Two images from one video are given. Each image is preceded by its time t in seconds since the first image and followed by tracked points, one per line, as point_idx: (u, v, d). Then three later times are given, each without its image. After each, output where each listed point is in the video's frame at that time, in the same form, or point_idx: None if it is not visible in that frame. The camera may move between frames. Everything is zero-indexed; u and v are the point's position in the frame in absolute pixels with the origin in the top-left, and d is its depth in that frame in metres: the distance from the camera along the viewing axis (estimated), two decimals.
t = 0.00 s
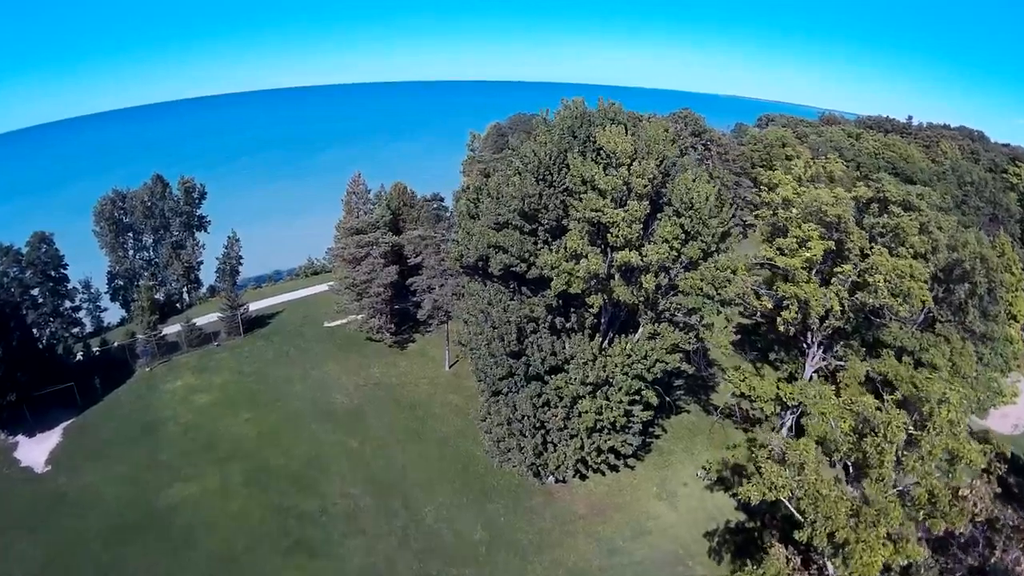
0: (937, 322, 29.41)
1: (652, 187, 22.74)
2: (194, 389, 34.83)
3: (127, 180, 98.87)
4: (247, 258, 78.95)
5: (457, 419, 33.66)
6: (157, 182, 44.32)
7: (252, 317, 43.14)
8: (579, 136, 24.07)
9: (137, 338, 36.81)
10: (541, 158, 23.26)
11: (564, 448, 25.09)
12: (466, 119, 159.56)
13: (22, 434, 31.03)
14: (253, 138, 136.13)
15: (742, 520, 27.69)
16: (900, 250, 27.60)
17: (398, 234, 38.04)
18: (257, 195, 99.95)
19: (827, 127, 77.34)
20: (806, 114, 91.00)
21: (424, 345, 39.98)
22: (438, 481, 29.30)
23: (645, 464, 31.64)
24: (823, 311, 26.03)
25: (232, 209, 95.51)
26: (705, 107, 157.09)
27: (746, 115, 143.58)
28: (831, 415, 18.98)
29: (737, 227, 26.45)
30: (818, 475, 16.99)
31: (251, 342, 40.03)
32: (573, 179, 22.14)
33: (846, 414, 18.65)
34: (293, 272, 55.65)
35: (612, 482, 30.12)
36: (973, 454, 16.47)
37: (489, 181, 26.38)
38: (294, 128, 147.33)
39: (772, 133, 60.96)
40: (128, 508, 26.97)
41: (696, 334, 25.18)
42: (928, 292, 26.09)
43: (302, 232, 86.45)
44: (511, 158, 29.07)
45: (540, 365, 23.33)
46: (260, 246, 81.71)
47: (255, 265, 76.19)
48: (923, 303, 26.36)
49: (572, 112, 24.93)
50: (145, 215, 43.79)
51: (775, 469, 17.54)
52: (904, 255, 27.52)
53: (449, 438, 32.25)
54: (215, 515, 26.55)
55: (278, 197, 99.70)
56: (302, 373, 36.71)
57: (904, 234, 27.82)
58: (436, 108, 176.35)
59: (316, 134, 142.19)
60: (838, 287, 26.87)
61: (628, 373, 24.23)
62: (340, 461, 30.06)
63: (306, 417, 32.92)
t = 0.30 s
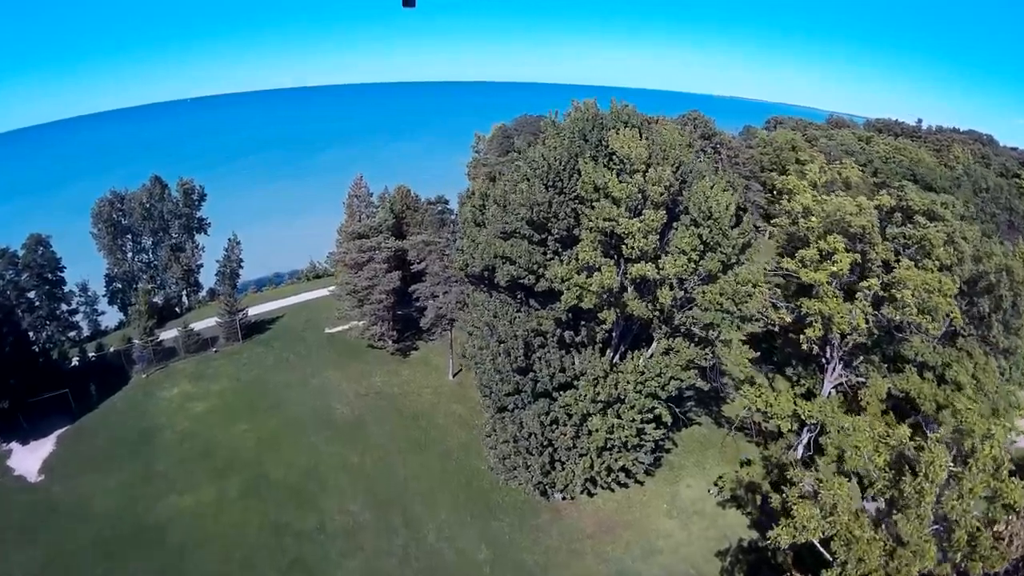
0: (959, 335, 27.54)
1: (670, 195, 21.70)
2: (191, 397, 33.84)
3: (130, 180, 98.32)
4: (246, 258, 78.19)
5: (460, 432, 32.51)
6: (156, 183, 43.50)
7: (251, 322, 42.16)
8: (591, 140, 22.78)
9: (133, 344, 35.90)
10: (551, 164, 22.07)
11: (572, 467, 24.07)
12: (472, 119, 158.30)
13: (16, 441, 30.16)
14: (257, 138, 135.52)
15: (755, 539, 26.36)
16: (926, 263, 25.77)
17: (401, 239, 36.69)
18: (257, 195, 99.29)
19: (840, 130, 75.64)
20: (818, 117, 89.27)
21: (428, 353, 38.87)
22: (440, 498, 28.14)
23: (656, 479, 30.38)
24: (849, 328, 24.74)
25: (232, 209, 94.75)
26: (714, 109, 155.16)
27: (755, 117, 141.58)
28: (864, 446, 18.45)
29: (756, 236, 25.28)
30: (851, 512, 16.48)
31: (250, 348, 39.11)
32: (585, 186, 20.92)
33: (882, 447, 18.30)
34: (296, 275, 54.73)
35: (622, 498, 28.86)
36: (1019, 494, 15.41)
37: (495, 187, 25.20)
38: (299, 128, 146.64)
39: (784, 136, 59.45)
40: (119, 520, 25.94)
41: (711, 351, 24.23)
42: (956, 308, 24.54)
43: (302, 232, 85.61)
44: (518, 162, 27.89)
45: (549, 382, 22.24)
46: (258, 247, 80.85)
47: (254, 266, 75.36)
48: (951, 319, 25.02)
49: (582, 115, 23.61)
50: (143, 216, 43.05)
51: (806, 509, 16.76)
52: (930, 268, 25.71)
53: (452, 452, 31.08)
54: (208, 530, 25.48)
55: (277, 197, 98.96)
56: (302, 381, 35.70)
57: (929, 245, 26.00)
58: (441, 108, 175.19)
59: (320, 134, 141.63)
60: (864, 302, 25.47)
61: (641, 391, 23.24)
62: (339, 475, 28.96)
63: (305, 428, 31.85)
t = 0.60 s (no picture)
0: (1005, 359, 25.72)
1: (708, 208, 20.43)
2: (203, 404, 33.54)
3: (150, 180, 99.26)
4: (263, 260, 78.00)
5: (481, 446, 31.35)
6: (173, 183, 43.95)
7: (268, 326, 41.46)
8: (624, 147, 21.33)
9: (147, 347, 35.59)
10: (582, 172, 20.82)
11: (599, 490, 22.90)
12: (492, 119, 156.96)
13: (25, 444, 30.32)
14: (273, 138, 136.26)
15: (785, 566, 24.86)
16: (971, 281, 24.06)
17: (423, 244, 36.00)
18: (257, 195, 99.29)
19: (871, 137, 73.14)
20: (847, 123, 86.54)
21: (449, 361, 37.80)
22: (458, 516, 26.97)
23: (682, 499, 28.81)
24: (898, 355, 23.09)
25: (239, 208, 95.06)
26: (738, 113, 152.05)
27: (781, 122, 138.41)
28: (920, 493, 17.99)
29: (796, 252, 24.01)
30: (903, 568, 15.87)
31: (266, 352, 38.44)
32: (618, 196, 19.68)
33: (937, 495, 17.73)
34: (315, 277, 53.98)
35: (647, 519, 27.40)
36: None
37: (521, 195, 24.05)
38: (306, 128, 147.13)
39: (815, 143, 57.32)
40: (126, 531, 25.40)
41: (749, 373, 22.92)
42: (1005, 334, 22.98)
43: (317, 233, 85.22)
44: (545, 168, 26.78)
45: (577, 403, 21.07)
46: (275, 249, 80.56)
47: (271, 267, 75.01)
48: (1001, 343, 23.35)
49: (615, 120, 22.45)
50: (160, 216, 42.98)
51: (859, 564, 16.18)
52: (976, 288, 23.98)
53: (472, 468, 29.88)
54: (215, 543, 24.77)
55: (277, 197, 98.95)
56: (319, 388, 34.94)
57: (975, 264, 24.32)
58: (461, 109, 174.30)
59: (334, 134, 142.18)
60: (910, 325, 23.83)
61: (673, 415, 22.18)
62: (354, 489, 28.01)
63: (320, 438, 31.02)
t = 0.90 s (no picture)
0: None
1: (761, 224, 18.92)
2: (228, 410, 33.93)
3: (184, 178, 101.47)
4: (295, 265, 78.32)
5: (512, 463, 30.19)
6: (203, 184, 43.93)
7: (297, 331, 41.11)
8: (671, 157, 19.66)
9: (174, 351, 36.64)
10: (626, 182, 19.18)
11: (634, 517, 21.63)
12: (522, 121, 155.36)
13: (44, 445, 31.62)
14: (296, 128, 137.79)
15: None
16: None
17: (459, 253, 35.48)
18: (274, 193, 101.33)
19: (919, 146, 69.79)
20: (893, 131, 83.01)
21: (481, 374, 36.72)
22: (487, 538, 25.80)
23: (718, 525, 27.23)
24: (957, 387, 21.15)
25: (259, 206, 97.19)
26: (776, 119, 147.98)
27: (820, 130, 134.27)
28: None
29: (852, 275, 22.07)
30: None
31: (293, 358, 38.14)
32: (665, 210, 18.22)
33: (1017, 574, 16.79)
34: (346, 282, 53.41)
35: (681, 545, 25.92)
36: None
37: (560, 207, 22.97)
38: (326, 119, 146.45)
39: (862, 152, 54.75)
40: (142, 542, 25.85)
41: (800, 403, 21.37)
42: None
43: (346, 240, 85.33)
44: (586, 177, 25.72)
45: (615, 429, 19.84)
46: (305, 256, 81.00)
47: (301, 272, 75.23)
48: None
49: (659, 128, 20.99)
50: (189, 216, 43.49)
51: None
52: None
53: (502, 486, 28.67)
54: (228, 557, 24.70)
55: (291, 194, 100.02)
56: (348, 399, 34.27)
57: None
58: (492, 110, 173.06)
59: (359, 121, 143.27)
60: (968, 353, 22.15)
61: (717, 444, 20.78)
62: (378, 506, 27.18)
63: (346, 451, 30.32)
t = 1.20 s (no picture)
0: None
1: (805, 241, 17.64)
2: (240, 419, 33.84)
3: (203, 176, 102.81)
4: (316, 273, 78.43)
5: (531, 478, 29.18)
6: (220, 185, 44.00)
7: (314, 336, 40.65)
8: (708, 166, 18.33)
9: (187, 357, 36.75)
10: (661, 192, 17.88)
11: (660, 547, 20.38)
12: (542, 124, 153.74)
13: (54, 449, 32.59)
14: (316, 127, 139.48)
15: None
16: None
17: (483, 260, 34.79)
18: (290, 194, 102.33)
19: (956, 154, 66.74)
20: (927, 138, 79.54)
21: (502, 385, 35.69)
22: (504, 559, 24.85)
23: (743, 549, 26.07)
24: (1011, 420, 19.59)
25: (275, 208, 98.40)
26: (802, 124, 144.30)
27: (848, 136, 130.67)
28: None
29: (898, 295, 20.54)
30: None
31: (309, 366, 37.79)
32: (704, 226, 16.97)
33: None
34: (366, 285, 52.80)
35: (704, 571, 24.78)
36: None
37: (587, 220, 21.94)
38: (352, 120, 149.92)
39: (897, 160, 52.40)
40: (153, 555, 25.51)
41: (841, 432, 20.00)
42: None
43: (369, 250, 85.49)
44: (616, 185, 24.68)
45: (643, 456, 18.78)
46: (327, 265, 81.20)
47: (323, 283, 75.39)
48: None
49: (694, 134, 19.82)
50: (206, 219, 43.76)
51: None
52: None
53: (520, 503, 27.69)
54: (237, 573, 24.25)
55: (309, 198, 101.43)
56: (364, 410, 33.60)
57: None
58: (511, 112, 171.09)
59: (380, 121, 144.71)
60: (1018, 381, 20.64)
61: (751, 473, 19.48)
62: (391, 523, 26.44)
63: (359, 466, 29.69)
